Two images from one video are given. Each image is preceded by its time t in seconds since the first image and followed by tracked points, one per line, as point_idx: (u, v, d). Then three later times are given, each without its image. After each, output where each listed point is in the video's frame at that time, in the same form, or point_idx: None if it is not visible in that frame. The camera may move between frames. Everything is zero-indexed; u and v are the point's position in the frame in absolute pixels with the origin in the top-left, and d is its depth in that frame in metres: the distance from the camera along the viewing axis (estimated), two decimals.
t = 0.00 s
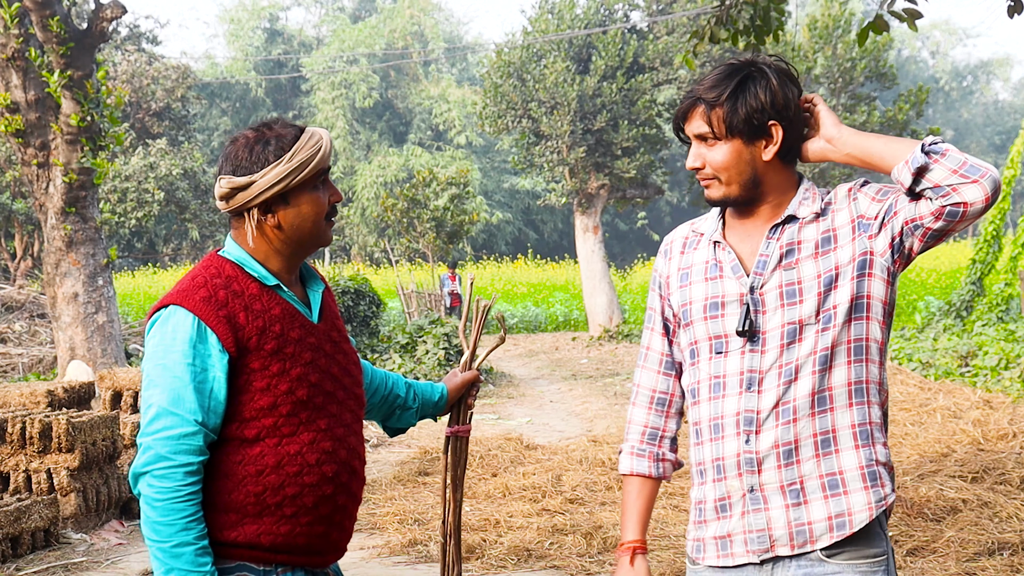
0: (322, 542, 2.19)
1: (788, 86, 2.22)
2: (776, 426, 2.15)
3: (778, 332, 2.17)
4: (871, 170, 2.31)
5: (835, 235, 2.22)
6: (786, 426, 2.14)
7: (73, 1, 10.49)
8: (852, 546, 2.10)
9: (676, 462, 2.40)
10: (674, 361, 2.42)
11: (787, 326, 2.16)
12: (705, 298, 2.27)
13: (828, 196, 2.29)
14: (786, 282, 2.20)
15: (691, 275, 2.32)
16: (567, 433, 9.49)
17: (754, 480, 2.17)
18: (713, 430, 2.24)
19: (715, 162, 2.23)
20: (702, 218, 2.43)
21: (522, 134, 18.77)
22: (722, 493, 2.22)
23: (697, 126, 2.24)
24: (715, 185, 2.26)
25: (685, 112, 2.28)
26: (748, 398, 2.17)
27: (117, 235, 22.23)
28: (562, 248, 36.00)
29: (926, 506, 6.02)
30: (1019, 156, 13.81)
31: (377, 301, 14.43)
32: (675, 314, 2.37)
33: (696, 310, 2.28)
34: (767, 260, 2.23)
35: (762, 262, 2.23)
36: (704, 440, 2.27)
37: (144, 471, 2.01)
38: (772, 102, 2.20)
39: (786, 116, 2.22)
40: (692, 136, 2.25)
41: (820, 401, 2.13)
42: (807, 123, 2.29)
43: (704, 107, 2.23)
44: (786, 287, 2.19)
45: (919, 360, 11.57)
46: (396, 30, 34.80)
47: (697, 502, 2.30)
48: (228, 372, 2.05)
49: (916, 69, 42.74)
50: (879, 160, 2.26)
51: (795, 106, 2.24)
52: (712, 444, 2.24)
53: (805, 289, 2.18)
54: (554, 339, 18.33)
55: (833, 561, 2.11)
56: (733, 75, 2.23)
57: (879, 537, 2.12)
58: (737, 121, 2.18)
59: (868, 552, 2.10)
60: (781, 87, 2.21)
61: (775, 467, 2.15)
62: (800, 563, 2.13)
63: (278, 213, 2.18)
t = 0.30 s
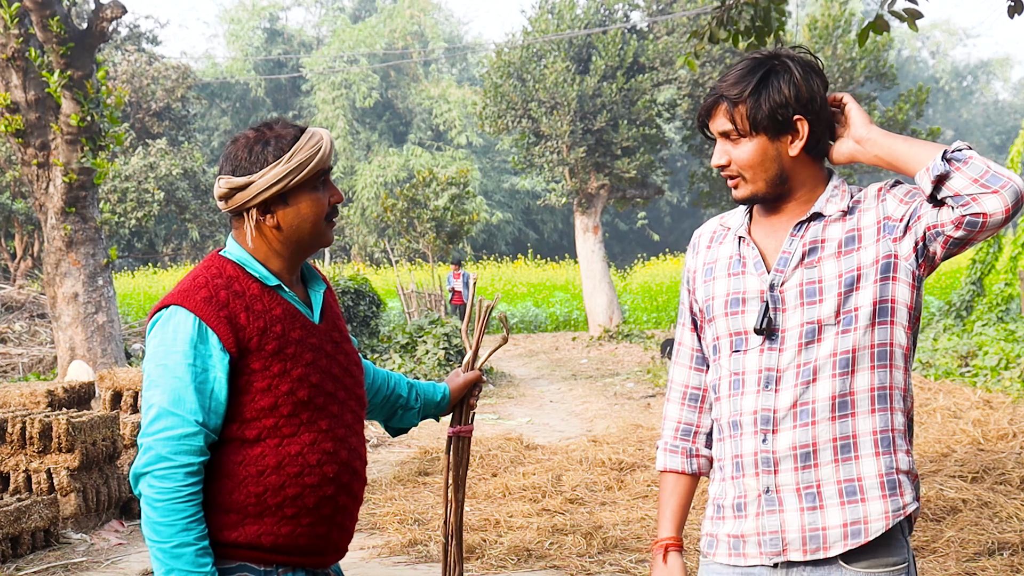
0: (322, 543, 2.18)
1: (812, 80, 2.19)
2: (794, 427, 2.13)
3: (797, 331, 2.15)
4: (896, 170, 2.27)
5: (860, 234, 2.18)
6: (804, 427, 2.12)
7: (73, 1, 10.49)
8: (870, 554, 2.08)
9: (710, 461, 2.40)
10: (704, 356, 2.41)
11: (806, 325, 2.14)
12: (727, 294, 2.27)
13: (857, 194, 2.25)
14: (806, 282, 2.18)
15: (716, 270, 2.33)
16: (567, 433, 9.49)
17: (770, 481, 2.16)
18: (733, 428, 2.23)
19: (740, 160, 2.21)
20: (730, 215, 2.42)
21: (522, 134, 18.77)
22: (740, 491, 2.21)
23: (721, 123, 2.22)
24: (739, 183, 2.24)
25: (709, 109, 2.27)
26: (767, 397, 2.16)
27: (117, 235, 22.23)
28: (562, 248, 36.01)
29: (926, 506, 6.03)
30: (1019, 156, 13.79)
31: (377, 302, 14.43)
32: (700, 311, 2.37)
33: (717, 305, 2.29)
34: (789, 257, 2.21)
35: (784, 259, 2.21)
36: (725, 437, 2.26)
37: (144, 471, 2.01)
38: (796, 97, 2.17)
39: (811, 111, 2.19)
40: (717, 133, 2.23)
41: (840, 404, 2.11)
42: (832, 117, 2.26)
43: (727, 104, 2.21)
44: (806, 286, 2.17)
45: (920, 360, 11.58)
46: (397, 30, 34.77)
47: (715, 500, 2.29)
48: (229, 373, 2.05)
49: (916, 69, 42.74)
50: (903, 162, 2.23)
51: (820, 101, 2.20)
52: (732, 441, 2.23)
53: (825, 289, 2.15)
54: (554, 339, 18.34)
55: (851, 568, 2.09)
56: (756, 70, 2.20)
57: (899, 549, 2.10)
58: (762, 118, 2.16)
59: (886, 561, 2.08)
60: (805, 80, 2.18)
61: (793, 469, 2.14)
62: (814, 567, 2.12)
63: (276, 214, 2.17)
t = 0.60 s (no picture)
0: (323, 543, 2.18)
1: (820, 79, 2.18)
2: (798, 428, 2.13)
3: (802, 331, 2.15)
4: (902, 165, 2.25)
5: (864, 235, 2.19)
6: (809, 428, 2.12)
7: (73, 1, 10.49)
8: (875, 555, 2.08)
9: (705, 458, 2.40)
10: (702, 354, 2.41)
11: (811, 326, 2.14)
12: (730, 294, 2.27)
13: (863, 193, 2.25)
14: (811, 283, 2.18)
15: (720, 269, 2.33)
16: (567, 433, 9.49)
17: (774, 482, 2.16)
18: (735, 428, 2.23)
19: (745, 158, 2.20)
20: (735, 211, 2.42)
21: (522, 134, 18.77)
22: (741, 492, 2.21)
23: (727, 122, 2.21)
24: (744, 182, 2.24)
25: (716, 107, 2.26)
26: (771, 398, 2.16)
27: (117, 235, 22.23)
28: (562, 248, 36.00)
29: (926, 506, 6.03)
30: (1019, 156, 13.78)
31: (377, 301, 14.43)
32: (702, 309, 2.36)
33: (720, 305, 2.29)
34: (796, 257, 2.21)
35: (789, 260, 2.21)
36: (726, 438, 2.26)
37: (145, 472, 2.01)
38: (803, 97, 2.16)
39: (819, 111, 2.18)
40: (722, 131, 2.23)
41: (845, 404, 2.11)
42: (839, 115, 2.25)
43: (733, 103, 2.21)
44: (811, 287, 2.17)
45: (919, 360, 11.58)
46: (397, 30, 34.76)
47: (714, 500, 2.29)
48: (230, 373, 2.05)
49: (916, 70, 42.73)
50: (906, 157, 2.22)
51: (826, 101, 2.20)
52: (733, 442, 2.23)
53: (830, 290, 2.15)
54: (554, 339, 18.34)
55: (854, 569, 2.09)
56: (763, 69, 2.19)
57: (902, 550, 2.10)
58: (767, 118, 2.16)
59: (892, 563, 2.08)
60: (812, 81, 2.17)
61: (797, 471, 2.13)
62: (819, 568, 2.12)
63: (276, 214, 2.17)
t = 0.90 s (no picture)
0: (323, 543, 2.18)
1: (805, 76, 2.19)
2: (784, 427, 2.13)
3: (787, 330, 2.15)
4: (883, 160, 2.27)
5: (846, 232, 2.20)
6: (794, 427, 2.12)
7: (73, 1, 10.49)
8: (861, 554, 2.09)
9: (686, 459, 2.39)
10: (683, 355, 2.41)
11: (796, 324, 2.14)
12: (714, 294, 2.27)
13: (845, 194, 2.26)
14: (795, 281, 2.18)
15: (701, 269, 2.32)
16: (567, 433, 9.49)
17: (761, 482, 2.15)
18: (720, 429, 2.22)
19: (729, 153, 2.20)
20: (714, 210, 2.42)
21: (522, 134, 18.77)
22: (728, 494, 2.20)
23: (711, 116, 2.21)
24: (728, 177, 2.24)
25: (700, 102, 2.26)
26: (757, 399, 2.16)
27: (117, 235, 22.22)
28: (562, 248, 36.00)
29: (926, 506, 6.02)
30: (1019, 156, 13.79)
31: (377, 302, 14.43)
32: (684, 309, 2.36)
33: (703, 305, 2.28)
34: (779, 257, 2.21)
35: (773, 259, 2.21)
36: (711, 440, 2.25)
37: (144, 472, 2.01)
38: (788, 93, 2.17)
39: (803, 108, 2.19)
40: (706, 126, 2.23)
41: (829, 401, 2.11)
42: (822, 111, 2.26)
43: (718, 97, 2.21)
44: (795, 285, 2.18)
45: (919, 360, 11.58)
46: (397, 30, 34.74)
47: (699, 501, 2.29)
48: (231, 373, 2.05)
49: (916, 70, 42.74)
50: (887, 149, 2.24)
51: (811, 97, 2.21)
52: (718, 444, 2.23)
53: (814, 288, 2.16)
54: (554, 339, 18.33)
55: (841, 568, 2.09)
56: (748, 64, 2.20)
57: (887, 547, 2.11)
58: (753, 112, 2.16)
59: (878, 563, 2.09)
60: (798, 76, 2.18)
61: (783, 470, 2.13)
62: (806, 569, 2.12)
63: (275, 213, 2.17)
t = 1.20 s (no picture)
0: (327, 542, 2.19)
1: (776, 73, 2.21)
2: (754, 422, 2.14)
3: (755, 327, 2.16)
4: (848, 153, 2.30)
5: (810, 227, 2.23)
6: (764, 422, 2.13)
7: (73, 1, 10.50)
8: (831, 546, 2.11)
9: (656, 460, 2.39)
10: (650, 356, 2.41)
11: (764, 320, 2.15)
12: (681, 294, 2.27)
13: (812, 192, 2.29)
14: (763, 278, 2.19)
15: (668, 270, 2.32)
16: (567, 433, 9.49)
17: (732, 480, 2.16)
18: (689, 429, 2.23)
19: (698, 146, 2.22)
20: (679, 209, 2.42)
21: (522, 134, 18.76)
22: (699, 494, 2.21)
23: (681, 109, 2.23)
24: (697, 171, 2.25)
25: (669, 95, 2.27)
26: (726, 396, 2.17)
27: (117, 235, 22.22)
28: (562, 248, 36.00)
29: (926, 506, 6.01)
30: (1019, 156, 13.78)
31: (377, 301, 14.43)
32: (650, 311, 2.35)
33: (670, 305, 2.28)
34: (746, 256, 2.22)
35: (740, 258, 2.22)
36: (680, 440, 2.26)
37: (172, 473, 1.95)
38: (759, 89, 2.19)
39: (772, 102, 2.21)
40: (676, 119, 2.24)
41: (795, 394, 2.13)
42: (790, 107, 2.28)
43: (689, 89, 2.22)
44: (763, 282, 2.19)
45: (919, 359, 11.56)
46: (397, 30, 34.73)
47: (671, 503, 2.29)
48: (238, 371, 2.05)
49: (916, 70, 42.76)
50: (852, 139, 2.27)
51: (781, 94, 2.22)
52: (688, 444, 2.23)
53: (781, 283, 2.17)
54: (554, 339, 18.33)
55: (812, 565, 2.10)
56: (720, 57, 2.22)
57: (857, 540, 2.13)
58: (722, 106, 2.18)
59: (849, 556, 2.11)
60: (768, 74, 2.20)
61: (753, 466, 2.14)
62: (778, 567, 2.13)
63: (271, 213, 2.17)
